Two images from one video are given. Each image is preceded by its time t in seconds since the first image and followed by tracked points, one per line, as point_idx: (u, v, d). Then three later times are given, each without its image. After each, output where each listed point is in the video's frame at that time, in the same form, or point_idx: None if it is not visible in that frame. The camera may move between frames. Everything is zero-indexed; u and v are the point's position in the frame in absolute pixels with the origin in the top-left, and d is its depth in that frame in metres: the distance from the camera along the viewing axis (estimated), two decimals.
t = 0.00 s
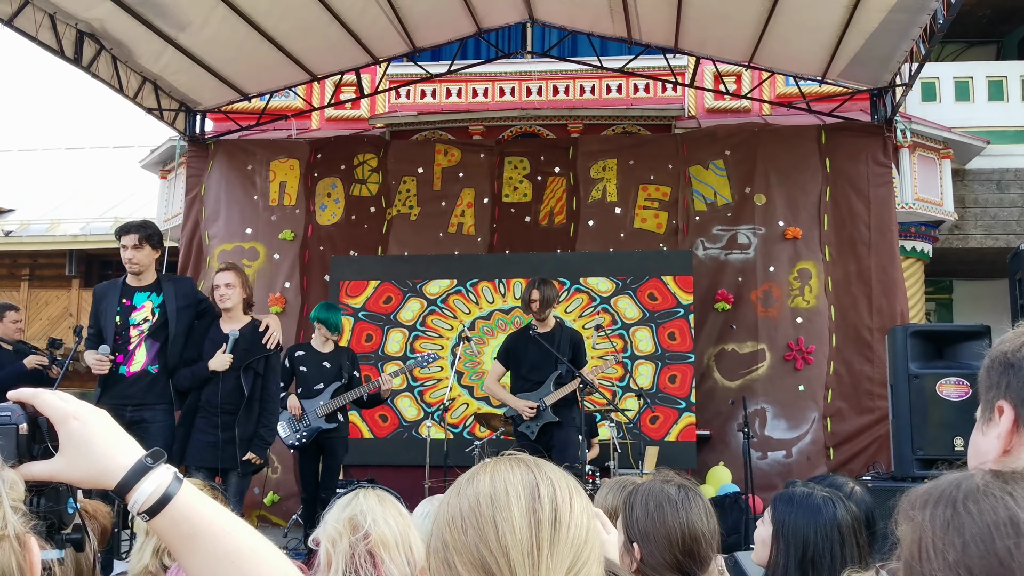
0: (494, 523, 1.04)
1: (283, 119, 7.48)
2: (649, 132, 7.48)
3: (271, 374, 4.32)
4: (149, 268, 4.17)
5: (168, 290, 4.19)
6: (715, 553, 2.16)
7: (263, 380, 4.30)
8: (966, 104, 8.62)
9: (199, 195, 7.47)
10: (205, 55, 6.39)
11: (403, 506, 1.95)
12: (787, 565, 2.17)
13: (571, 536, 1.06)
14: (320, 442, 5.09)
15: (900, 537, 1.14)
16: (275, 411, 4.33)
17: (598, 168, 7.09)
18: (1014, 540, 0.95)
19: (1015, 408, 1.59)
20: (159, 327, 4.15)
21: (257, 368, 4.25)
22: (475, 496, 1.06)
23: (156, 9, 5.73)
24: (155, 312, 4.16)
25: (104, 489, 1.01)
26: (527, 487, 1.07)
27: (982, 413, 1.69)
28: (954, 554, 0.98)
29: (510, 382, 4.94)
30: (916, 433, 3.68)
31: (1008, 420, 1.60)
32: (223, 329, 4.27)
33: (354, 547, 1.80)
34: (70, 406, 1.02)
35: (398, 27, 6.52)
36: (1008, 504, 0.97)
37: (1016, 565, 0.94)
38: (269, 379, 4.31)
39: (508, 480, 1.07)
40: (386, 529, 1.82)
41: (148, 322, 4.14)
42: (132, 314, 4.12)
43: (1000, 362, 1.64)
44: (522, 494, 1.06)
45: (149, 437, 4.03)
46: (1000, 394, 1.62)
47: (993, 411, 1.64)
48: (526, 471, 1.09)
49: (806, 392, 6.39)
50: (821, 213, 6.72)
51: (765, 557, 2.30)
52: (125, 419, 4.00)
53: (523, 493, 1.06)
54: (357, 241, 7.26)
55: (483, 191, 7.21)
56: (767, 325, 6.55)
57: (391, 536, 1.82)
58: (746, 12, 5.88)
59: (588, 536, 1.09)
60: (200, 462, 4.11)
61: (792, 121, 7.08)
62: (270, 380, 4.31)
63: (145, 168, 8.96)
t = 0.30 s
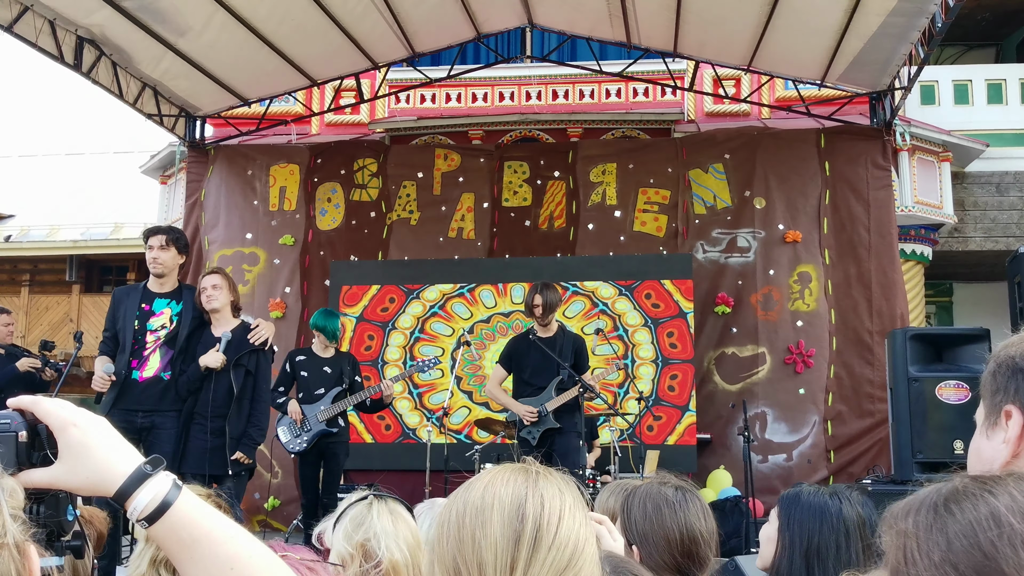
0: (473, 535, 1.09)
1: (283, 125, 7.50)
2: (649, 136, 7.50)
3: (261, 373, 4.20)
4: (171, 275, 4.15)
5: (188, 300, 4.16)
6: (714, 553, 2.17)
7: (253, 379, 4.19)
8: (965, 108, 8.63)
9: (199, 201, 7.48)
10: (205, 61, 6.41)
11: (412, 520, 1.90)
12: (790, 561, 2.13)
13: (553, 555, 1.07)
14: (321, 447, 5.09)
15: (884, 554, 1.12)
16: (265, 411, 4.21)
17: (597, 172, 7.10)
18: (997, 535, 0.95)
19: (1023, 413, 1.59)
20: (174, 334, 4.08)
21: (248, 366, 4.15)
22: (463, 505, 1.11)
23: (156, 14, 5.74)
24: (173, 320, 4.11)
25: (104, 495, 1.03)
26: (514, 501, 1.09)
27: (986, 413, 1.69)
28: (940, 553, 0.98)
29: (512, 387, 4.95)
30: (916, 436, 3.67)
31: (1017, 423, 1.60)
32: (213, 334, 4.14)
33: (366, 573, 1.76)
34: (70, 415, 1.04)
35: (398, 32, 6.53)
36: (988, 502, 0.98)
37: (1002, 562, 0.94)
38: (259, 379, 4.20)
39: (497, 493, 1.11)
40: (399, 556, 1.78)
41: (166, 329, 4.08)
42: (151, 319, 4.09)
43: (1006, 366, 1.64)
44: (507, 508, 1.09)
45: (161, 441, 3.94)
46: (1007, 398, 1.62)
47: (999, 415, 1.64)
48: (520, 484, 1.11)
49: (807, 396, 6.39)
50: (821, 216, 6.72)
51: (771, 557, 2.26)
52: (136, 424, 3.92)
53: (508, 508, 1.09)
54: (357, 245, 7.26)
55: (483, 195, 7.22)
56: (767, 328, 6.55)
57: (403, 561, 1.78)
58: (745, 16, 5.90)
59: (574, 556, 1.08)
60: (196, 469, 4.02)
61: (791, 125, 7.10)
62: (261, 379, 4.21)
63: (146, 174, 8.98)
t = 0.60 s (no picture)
0: (479, 538, 1.10)
1: (285, 129, 7.51)
2: (650, 139, 7.53)
3: (266, 372, 4.16)
4: (188, 281, 4.19)
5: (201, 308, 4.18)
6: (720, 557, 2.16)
7: (257, 377, 4.15)
8: (967, 110, 8.63)
9: (202, 205, 7.48)
10: (208, 65, 6.42)
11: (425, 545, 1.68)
12: (798, 560, 2.12)
13: (558, 559, 1.07)
14: (323, 451, 5.09)
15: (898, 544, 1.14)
16: (266, 412, 4.12)
17: (599, 176, 7.10)
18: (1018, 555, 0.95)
19: None
20: (185, 340, 4.09)
21: (253, 363, 4.12)
22: (468, 507, 1.12)
23: (159, 19, 5.76)
24: (184, 326, 4.14)
25: (107, 499, 1.03)
26: (519, 504, 1.09)
27: (998, 412, 1.68)
28: (957, 567, 0.99)
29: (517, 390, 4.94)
30: (918, 439, 3.67)
31: None
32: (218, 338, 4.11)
33: None
34: (73, 418, 1.05)
35: (400, 36, 6.55)
36: (1010, 518, 0.98)
37: None
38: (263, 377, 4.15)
39: (502, 496, 1.11)
40: None
41: (176, 335, 4.11)
42: (163, 324, 4.12)
43: (1016, 368, 1.65)
44: (512, 511, 1.09)
45: (165, 445, 3.94)
46: (1017, 400, 1.62)
47: (1009, 417, 1.64)
48: (526, 486, 1.11)
49: (810, 399, 6.39)
50: (824, 219, 6.72)
51: (780, 557, 2.25)
52: (142, 429, 3.92)
53: (512, 511, 1.09)
54: (359, 249, 7.28)
55: (485, 199, 7.23)
56: (769, 331, 6.55)
57: None
58: (746, 19, 5.90)
59: (579, 558, 1.09)
60: (194, 472, 3.95)
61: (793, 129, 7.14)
62: (266, 376, 4.17)
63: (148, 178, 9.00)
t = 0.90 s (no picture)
0: (485, 538, 1.09)
1: (288, 133, 7.53)
2: (653, 142, 7.51)
3: (268, 375, 4.16)
4: (192, 286, 4.17)
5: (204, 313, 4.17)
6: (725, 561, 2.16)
7: (259, 380, 4.16)
8: (970, 113, 8.62)
9: (204, 209, 7.54)
10: (210, 69, 6.43)
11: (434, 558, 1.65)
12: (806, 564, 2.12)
13: (564, 555, 1.09)
14: (325, 454, 5.10)
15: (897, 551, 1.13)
16: (268, 416, 4.13)
17: (602, 179, 7.11)
18: (1010, 546, 0.95)
19: None
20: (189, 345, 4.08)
21: (255, 365, 4.12)
22: (470, 510, 1.11)
23: (161, 23, 5.78)
24: (188, 331, 4.12)
25: (108, 505, 1.04)
26: (523, 502, 1.10)
27: (1002, 413, 1.67)
28: (951, 560, 0.98)
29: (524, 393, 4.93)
30: (921, 442, 3.66)
31: None
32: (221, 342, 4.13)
33: None
34: (74, 424, 1.06)
35: (402, 40, 6.56)
36: (1003, 511, 0.97)
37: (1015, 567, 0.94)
38: (266, 381, 4.15)
39: (504, 495, 1.11)
40: None
41: (179, 339, 4.10)
42: (166, 328, 4.11)
43: (1017, 370, 1.65)
44: (517, 509, 1.10)
45: (170, 450, 3.94)
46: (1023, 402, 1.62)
47: (1013, 420, 1.63)
48: (525, 484, 1.12)
49: (813, 402, 6.37)
50: (826, 221, 6.72)
51: (786, 562, 2.25)
52: (146, 433, 3.91)
53: (517, 509, 1.09)
54: (362, 253, 7.29)
55: (487, 202, 7.24)
56: (772, 334, 6.54)
57: None
58: (748, 22, 5.91)
59: (582, 552, 1.11)
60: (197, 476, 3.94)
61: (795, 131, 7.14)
62: (267, 378, 4.17)
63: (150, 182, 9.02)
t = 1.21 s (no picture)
0: (493, 542, 1.09)
1: (288, 135, 7.53)
2: (653, 144, 7.54)
3: (261, 373, 4.16)
4: (176, 284, 4.15)
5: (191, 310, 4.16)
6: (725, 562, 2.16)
7: (253, 379, 4.16)
8: (970, 115, 8.62)
9: (205, 211, 7.54)
10: (211, 71, 6.44)
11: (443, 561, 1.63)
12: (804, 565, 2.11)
13: (571, 557, 1.10)
14: (325, 456, 5.09)
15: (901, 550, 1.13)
16: (266, 415, 4.14)
17: (602, 181, 7.12)
18: (1017, 549, 0.95)
19: None
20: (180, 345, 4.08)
21: (248, 365, 4.11)
22: (477, 513, 1.10)
23: (162, 26, 5.78)
24: (177, 330, 4.11)
25: (106, 519, 1.06)
26: (530, 506, 1.11)
27: (999, 415, 1.67)
28: (959, 564, 0.98)
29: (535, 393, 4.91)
30: (922, 444, 3.66)
31: None
32: (212, 344, 4.13)
33: None
34: (74, 436, 1.04)
35: (402, 42, 6.56)
36: (1010, 513, 0.98)
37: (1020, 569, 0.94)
38: (260, 381, 4.15)
39: (511, 498, 1.11)
40: None
41: (169, 340, 4.08)
42: (155, 330, 4.09)
43: (1015, 372, 1.64)
44: (524, 513, 1.10)
45: (164, 452, 3.93)
46: (1018, 404, 1.62)
47: (1011, 422, 1.63)
48: (530, 487, 1.13)
49: (813, 404, 6.37)
50: (826, 224, 6.72)
51: (785, 563, 2.24)
52: (141, 436, 3.91)
53: (524, 513, 1.10)
54: (362, 255, 7.29)
55: (488, 204, 7.25)
56: (772, 336, 6.53)
57: None
58: (748, 25, 5.92)
59: (586, 554, 1.12)
60: (196, 478, 3.96)
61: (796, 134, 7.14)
62: (261, 377, 4.16)
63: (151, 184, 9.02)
